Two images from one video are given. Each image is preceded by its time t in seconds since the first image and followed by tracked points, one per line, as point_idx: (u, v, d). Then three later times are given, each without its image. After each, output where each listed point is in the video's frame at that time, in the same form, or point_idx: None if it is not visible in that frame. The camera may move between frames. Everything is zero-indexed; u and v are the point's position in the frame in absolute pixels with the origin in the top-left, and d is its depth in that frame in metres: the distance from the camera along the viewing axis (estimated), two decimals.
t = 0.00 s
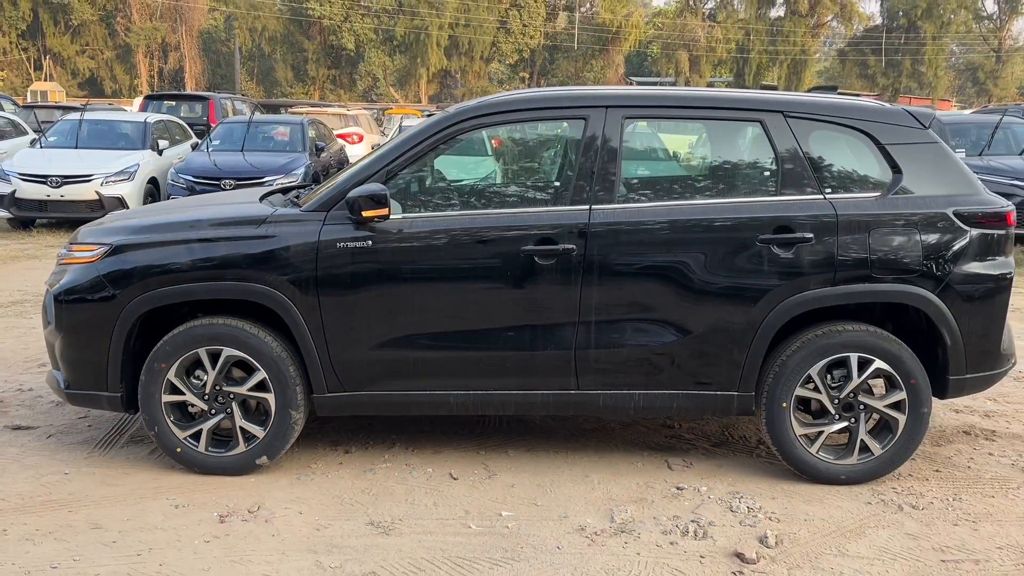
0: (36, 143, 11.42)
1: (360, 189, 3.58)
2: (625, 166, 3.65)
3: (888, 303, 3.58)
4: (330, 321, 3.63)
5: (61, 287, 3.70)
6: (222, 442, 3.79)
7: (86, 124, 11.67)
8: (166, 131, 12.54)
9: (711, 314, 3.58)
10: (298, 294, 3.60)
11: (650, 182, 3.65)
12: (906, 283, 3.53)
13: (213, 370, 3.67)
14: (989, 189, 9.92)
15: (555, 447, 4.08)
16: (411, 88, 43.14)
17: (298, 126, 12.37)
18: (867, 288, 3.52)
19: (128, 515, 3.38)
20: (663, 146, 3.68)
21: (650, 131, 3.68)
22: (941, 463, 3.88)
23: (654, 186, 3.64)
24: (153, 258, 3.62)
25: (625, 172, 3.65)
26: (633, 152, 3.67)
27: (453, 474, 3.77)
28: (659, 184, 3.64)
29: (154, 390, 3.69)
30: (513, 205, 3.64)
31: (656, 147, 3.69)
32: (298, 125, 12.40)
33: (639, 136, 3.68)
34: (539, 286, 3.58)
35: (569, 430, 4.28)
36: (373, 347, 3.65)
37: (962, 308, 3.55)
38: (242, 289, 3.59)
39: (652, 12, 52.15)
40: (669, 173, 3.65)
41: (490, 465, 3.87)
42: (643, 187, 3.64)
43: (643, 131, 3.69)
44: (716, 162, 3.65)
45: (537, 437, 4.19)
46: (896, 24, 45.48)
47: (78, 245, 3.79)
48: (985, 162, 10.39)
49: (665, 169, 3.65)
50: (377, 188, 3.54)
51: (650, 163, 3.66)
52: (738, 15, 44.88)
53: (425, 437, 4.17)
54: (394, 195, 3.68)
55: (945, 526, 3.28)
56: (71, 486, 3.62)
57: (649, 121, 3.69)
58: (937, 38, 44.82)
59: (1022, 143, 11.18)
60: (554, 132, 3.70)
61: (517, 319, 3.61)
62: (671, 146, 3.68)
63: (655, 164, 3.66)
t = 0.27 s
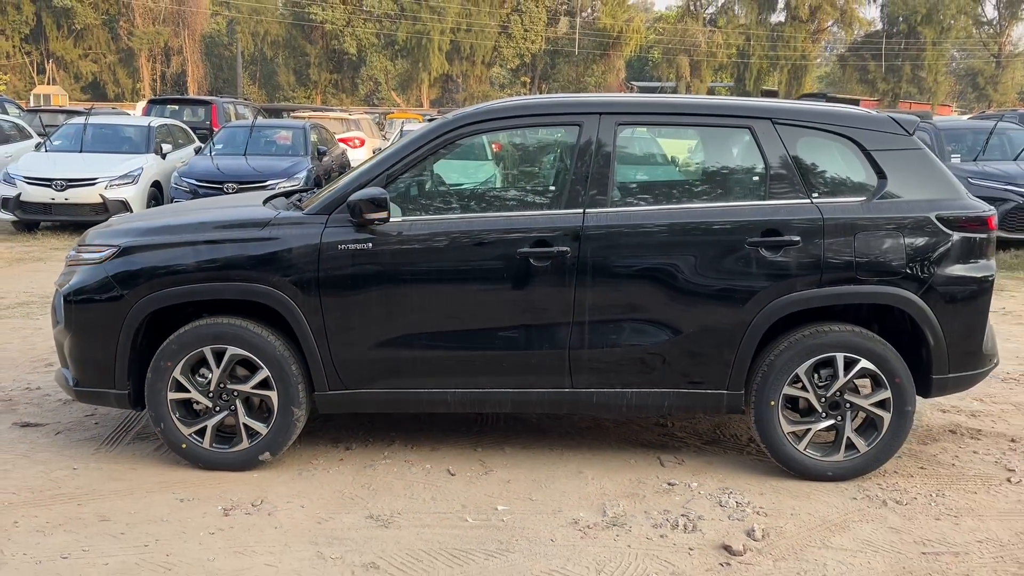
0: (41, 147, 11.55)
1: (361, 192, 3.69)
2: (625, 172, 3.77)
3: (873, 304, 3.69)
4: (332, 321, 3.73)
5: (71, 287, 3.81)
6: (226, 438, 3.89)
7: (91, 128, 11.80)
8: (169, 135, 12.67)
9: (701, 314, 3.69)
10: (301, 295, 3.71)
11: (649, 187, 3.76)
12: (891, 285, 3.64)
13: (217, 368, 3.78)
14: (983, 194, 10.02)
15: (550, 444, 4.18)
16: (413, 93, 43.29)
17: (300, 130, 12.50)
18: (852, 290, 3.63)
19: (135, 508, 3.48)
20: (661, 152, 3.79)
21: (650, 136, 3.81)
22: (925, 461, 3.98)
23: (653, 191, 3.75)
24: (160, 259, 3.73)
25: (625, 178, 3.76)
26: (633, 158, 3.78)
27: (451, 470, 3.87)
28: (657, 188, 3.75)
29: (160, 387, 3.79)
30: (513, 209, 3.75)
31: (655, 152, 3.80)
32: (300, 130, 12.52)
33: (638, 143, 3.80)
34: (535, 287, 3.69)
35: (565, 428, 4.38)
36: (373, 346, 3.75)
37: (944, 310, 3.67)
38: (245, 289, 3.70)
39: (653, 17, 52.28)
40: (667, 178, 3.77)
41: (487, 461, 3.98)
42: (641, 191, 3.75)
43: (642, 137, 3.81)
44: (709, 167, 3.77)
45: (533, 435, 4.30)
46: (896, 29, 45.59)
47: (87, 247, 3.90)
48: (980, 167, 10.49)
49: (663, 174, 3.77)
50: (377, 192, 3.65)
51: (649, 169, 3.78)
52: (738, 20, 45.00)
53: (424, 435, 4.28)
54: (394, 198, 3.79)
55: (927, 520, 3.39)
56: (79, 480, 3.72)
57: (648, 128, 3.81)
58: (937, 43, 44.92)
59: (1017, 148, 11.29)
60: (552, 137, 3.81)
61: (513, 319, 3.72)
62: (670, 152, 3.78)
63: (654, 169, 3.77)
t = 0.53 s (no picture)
0: (46, 149, 11.69)
1: (361, 194, 3.83)
2: (624, 175, 3.91)
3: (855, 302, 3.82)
4: (333, 317, 3.87)
5: (81, 285, 3.94)
6: (231, 431, 4.02)
7: (95, 131, 11.94)
8: (173, 138, 12.82)
9: (691, 312, 3.82)
10: (304, 293, 3.85)
11: (646, 190, 3.90)
12: (873, 284, 3.77)
13: (223, 363, 3.91)
14: (976, 198, 10.16)
15: (545, 438, 4.31)
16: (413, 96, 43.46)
17: (302, 133, 12.64)
18: (836, 289, 3.77)
19: (144, 497, 3.61)
20: (659, 156, 3.94)
21: (648, 140, 3.95)
22: (908, 455, 4.11)
23: (651, 193, 3.89)
24: (168, 258, 3.86)
25: (622, 181, 3.91)
26: (630, 162, 3.93)
27: (448, 462, 4.00)
28: (655, 191, 3.89)
29: (167, 381, 3.92)
30: (512, 211, 3.88)
31: (652, 156, 3.94)
32: (301, 133, 12.67)
33: (636, 147, 3.94)
34: (529, 285, 3.82)
35: (559, 423, 4.51)
36: (373, 342, 3.89)
37: (924, 308, 3.80)
38: (250, 287, 3.83)
39: (654, 21, 52.45)
40: (665, 181, 3.91)
41: (483, 454, 4.11)
42: (638, 194, 3.89)
43: (640, 141, 3.95)
44: (701, 170, 3.90)
45: (528, 429, 4.43)
46: (895, 34, 45.75)
47: (97, 246, 4.03)
48: (972, 171, 10.64)
49: (661, 178, 3.91)
50: (377, 193, 3.79)
51: (646, 172, 3.92)
52: (738, 25, 45.15)
53: (423, 429, 4.41)
54: (394, 200, 3.92)
55: (906, 510, 3.52)
56: (89, 471, 3.85)
57: (644, 132, 3.95)
58: (936, 48, 45.06)
59: (1010, 153, 11.43)
60: (550, 141, 3.95)
61: (508, 316, 3.85)
62: (668, 155, 3.92)
63: (651, 173, 3.92)
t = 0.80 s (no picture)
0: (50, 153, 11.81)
1: (360, 199, 3.94)
2: (621, 181, 4.02)
3: (840, 306, 3.94)
4: (333, 319, 3.98)
5: (89, 287, 4.06)
6: (233, 430, 4.14)
7: (98, 135, 12.05)
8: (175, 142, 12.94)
9: (680, 315, 3.94)
10: (305, 295, 3.96)
11: (643, 195, 4.02)
12: (856, 288, 3.89)
13: (226, 363, 4.02)
14: (969, 203, 10.27)
15: (539, 437, 4.43)
16: (413, 100, 43.62)
17: (302, 137, 12.76)
18: (821, 292, 3.89)
19: (149, 492, 3.73)
20: (656, 162, 4.04)
21: (645, 146, 4.05)
22: (892, 454, 4.23)
23: (647, 199, 4.01)
24: (173, 261, 3.98)
25: (619, 187, 4.02)
26: (628, 168, 4.03)
27: (445, 460, 4.12)
28: (651, 197, 4.01)
29: (171, 381, 4.04)
30: (509, 216, 4.00)
31: (650, 162, 4.04)
32: (302, 137, 12.79)
33: (634, 153, 4.05)
34: (523, 288, 3.94)
35: (554, 423, 4.63)
36: (372, 343, 4.00)
37: (907, 311, 3.92)
38: (253, 289, 3.95)
39: (653, 26, 52.62)
40: (662, 186, 4.02)
41: (479, 452, 4.22)
42: (635, 199, 4.01)
43: (637, 147, 4.06)
44: (693, 175, 4.02)
45: (523, 429, 4.54)
46: (894, 39, 45.90)
47: (104, 250, 4.15)
48: (966, 176, 10.76)
49: (658, 183, 4.02)
50: (376, 198, 3.91)
51: (643, 178, 4.03)
52: (738, 30, 45.27)
53: (421, 428, 4.52)
54: (393, 205, 4.04)
55: (887, 507, 3.63)
56: (96, 468, 3.97)
57: (641, 138, 4.05)
58: (935, 53, 45.21)
59: (1003, 158, 11.55)
60: (546, 147, 4.07)
61: (503, 318, 3.97)
62: (665, 161, 4.03)
63: (648, 178, 4.03)
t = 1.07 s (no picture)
0: (51, 155, 11.88)
1: (359, 203, 4.03)
2: (619, 186, 4.11)
3: (829, 308, 4.02)
4: (332, 320, 4.06)
5: (92, 289, 4.14)
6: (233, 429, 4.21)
7: (99, 138, 12.12)
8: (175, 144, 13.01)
9: (672, 317, 4.02)
10: (304, 297, 4.04)
11: (640, 200, 4.10)
12: (845, 291, 3.97)
13: (226, 364, 4.10)
14: (964, 207, 10.36)
15: (534, 437, 4.50)
16: (413, 103, 43.69)
17: (301, 140, 12.83)
18: (810, 295, 3.96)
19: (151, 490, 3.80)
20: (654, 166, 4.12)
21: (642, 151, 4.13)
22: (881, 454, 4.30)
23: (644, 203, 4.09)
24: (175, 263, 4.05)
25: (616, 191, 4.10)
26: (625, 173, 4.12)
27: (441, 460, 4.19)
28: (649, 201, 4.09)
29: (173, 381, 4.11)
30: (507, 219, 4.08)
31: (647, 166, 4.12)
32: (301, 140, 12.87)
33: (631, 157, 4.13)
34: (518, 290, 4.01)
35: (548, 423, 4.70)
36: (370, 345, 4.08)
37: (894, 314, 4.00)
38: (253, 291, 4.02)
39: (652, 29, 52.76)
40: (659, 191, 4.10)
41: (475, 452, 4.30)
42: (632, 204, 4.09)
43: (635, 152, 4.14)
44: (686, 180, 4.10)
45: (519, 429, 4.62)
46: (892, 43, 46.03)
47: (107, 252, 4.22)
48: (961, 180, 10.84)
49: (656, 188, 4.10)
50: (374, 203, 4.00)
51: (641, 183, 4.11)
52: (737, 33, 45.28)
53: (418, 428, 4.60)
54: (390, 209, 4.12)
55: (874, 506, 3.71)
56: (99, 466, 4.04)
57: (638, 144, 4.13)
58: (933, 57, 45.30)
59: (998, 162, 11.61)
60: (542, 152, 4.14)
61: (498, 320, 4.04)
62: (662, 166, 4.11)
63: (646, 183, 4.11)
